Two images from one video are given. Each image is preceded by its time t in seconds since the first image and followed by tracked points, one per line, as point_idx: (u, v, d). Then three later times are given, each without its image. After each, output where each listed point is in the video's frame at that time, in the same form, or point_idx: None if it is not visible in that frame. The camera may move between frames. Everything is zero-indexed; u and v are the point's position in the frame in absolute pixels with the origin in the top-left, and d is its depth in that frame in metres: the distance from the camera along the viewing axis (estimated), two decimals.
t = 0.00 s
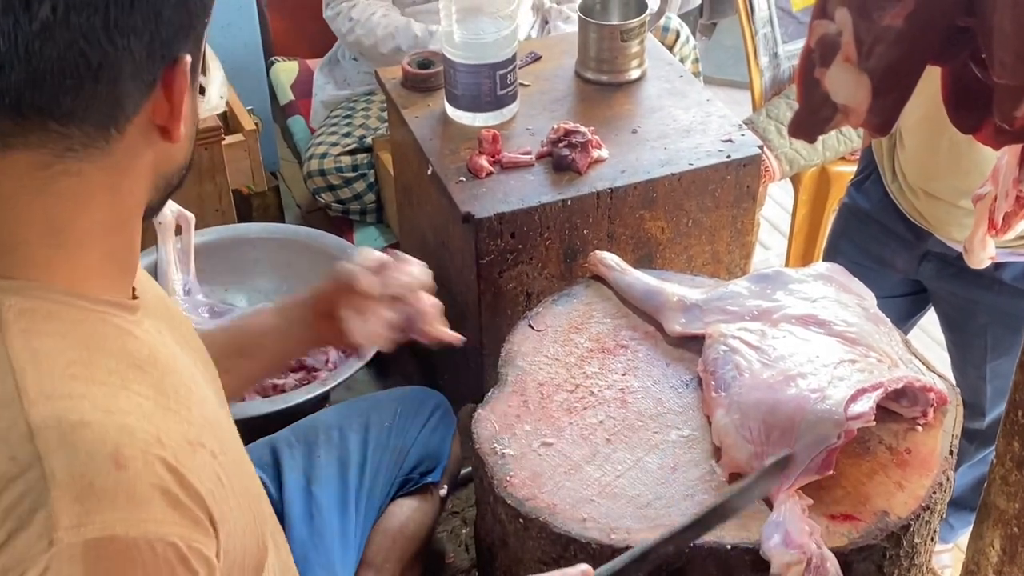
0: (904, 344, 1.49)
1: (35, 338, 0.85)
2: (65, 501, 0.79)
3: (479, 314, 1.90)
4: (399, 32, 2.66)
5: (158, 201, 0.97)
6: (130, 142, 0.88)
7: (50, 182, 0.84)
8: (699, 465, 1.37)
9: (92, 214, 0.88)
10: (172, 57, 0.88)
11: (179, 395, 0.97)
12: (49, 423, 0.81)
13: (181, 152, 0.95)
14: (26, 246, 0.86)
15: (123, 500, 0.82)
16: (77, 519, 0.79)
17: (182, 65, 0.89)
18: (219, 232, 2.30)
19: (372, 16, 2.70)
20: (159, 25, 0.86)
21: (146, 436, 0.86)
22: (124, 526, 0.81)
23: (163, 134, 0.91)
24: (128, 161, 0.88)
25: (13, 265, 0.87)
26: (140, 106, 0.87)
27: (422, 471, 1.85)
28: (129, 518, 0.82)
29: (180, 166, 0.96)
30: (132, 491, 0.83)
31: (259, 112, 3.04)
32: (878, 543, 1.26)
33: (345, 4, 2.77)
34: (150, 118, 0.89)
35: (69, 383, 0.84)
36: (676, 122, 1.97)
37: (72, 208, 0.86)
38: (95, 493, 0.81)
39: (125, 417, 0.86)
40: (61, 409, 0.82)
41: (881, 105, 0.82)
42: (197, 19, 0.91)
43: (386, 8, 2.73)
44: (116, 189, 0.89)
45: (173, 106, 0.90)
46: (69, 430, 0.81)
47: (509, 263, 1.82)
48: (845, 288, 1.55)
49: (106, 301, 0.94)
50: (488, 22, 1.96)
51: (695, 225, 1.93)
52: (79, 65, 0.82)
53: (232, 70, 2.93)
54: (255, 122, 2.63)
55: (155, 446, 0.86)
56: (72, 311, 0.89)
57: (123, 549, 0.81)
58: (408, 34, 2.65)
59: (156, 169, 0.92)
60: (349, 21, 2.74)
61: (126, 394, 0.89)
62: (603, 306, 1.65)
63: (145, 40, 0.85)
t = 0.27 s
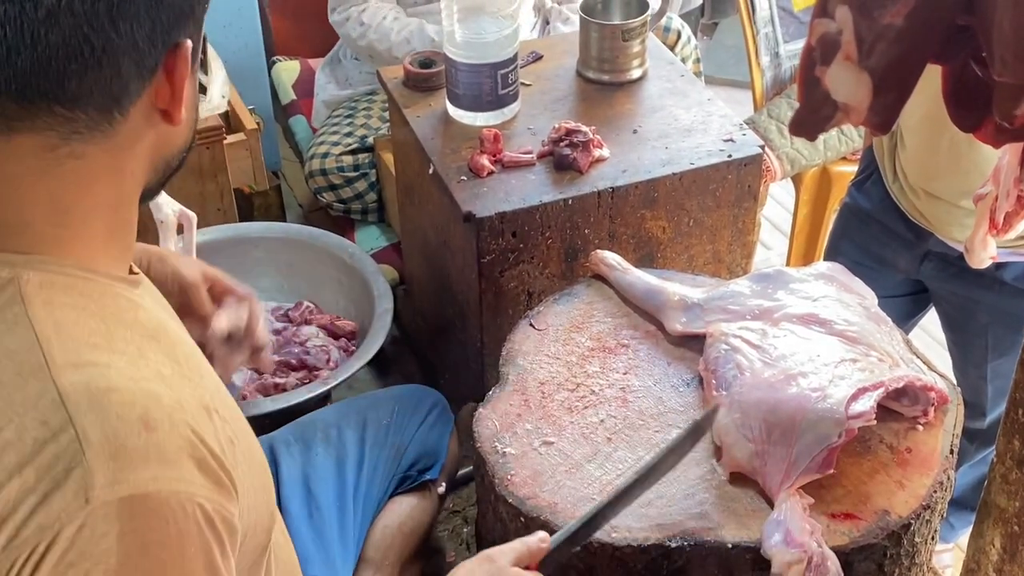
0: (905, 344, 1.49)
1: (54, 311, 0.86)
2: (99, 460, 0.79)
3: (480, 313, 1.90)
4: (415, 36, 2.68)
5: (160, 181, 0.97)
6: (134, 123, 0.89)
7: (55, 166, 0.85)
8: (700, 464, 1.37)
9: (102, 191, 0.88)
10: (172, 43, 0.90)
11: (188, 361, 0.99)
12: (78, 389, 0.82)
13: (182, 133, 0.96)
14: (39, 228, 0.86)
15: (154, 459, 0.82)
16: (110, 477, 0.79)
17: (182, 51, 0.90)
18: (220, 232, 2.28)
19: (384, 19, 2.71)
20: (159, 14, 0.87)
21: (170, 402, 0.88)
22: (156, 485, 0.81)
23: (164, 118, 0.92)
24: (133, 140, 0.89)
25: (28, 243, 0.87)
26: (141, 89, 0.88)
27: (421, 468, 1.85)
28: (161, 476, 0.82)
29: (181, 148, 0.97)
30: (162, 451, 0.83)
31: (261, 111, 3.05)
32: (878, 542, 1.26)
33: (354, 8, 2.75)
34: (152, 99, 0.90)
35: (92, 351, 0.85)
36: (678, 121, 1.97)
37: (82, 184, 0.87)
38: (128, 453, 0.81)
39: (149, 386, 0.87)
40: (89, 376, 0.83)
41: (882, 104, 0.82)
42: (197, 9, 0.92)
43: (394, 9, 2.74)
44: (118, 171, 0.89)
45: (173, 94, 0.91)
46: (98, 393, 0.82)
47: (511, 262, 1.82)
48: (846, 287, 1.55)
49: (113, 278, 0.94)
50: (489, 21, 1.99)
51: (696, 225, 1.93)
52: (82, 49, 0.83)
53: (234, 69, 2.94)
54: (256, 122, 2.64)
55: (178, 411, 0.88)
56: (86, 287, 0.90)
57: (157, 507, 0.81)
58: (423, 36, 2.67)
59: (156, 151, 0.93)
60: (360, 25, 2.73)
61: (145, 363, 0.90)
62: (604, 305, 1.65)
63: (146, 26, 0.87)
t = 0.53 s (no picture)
0: (907, 343, 1.49)
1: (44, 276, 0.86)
2: (84, 417, 0.80)
3: (483, 312, 1.90)
4: (412, 36, 2.67)
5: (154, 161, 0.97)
6: (123, 100, 0.88)
7: (43, 139, 0.85)
8: (702, 461, 1.37)
9: (89, 163, 0.88)
10: (160, 22, 0.89)
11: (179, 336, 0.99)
12: (66, 349, 0.82)
13: (175, 111, 0.95)
14: (32, 198, 0.87)
15: (138, 419, 0.83)
16: (95, 435, 0.80)
17: (169, 30, 0.89)
18: (222, 231, 2.29)
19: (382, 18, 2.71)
20: None
21: (157, 365, 0.88)
22: (140, 443, 0.82)
23: (154, 98, 0.91)
24: (122, 116, 0.89)
25: (19, 212, 0.87)
26: (131, 65, 0.88)
27: (423, 465, 1.86)
28: (143, 435, 0.83)
29: (174, 129, 0.96)
30: (146, 411, 0.84)
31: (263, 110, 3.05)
32: (880, 540, 1.26)
33: (354, 6, 2.76)
34: (143, 76, 0.89)
35: (79, 317, 0.86)
36: (680, 120, 1.97)
37: (70, 156, 0.87)
38: (113, 411, 0.82)
39: (136, 347, 0.88)
40: (76, 336, 0.84)
41: (885, 99, 0.82)
42: None
43: (395, 9, 2.75)
44: (106, 148, 0.89)
45: (160, 77, 0.90)
46: (86, 356, 0.83)
47: (513, 260, 1.83)
48: (848, 286, 1.55)
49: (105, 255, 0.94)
50: (492, 21, 1.99)
51: (698, 224, 1.93)
52: (65, 26, 0.82)
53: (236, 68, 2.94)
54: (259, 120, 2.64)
55: (165, 376, 0.88)
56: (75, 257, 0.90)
57: (140, 468, 0.82)
58: (421, 36, 2.66)
59: (145, 131, 0.92)
60: (358, 23, 2.75)
61: (136, 332, 0.90)
62: (606, 304, 1.65)
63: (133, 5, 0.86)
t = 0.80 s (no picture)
0: (909, 342, 1.49)
1: (27, 258, 0.87)
2: (51, 393, 0.81)
3: (483, 311, 1.90)
4: (415, 36, 2.67)
5: (152, 155, 0.97)
6: (111, 100, 0.89)
7: (32, 134, 0.86)
8: (703, 461, 1.37)
9: (77, 158, 0.89)
10: (151, 26, 0.89)
11: (166, 323, 1.00)
12: (38, 325, 0.83)
13: (172, 109, 0.96)
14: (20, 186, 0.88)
15: (108, 396, 0.83)
16: (63, 411, 0.81)
17: (161, 34, 0.89)
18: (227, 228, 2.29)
19: (387, 18, 2.71)
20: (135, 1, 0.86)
21: (130, 346, 0.89)
22: (107, 419, 0.82)
23: (145, 99, 0.92)
24: (113, 115, 0.90)
25: (5, 199, 0.88)
26: (119, 67, 0.88)
27: (427, 465, 1.85)
28: (113, 412, 0.83)
29: (170, 125, 0.96)
30: (116, 389, 0.84)
31: (263, 110, 3.05)
32: (882, 539, 1.26)
33: (357, 6, 2.76)
34: (134, 77, 0.90)
35: (52, 298, 0.86)
36: (681, 119, 1.97)
37: (58, 151, 0.88)
38: (81, 387, 0.82)
39: (107, 327, 0.88)
40: (50, 315, 0.84)
41: (887, 98, 0.82)
42: None
43: (396, 9, 2.75)
44: (96, 144, 0.90)
45: (152, 78, 0.90)
46: (57, 333, 0.84)
47: (514, 260, 1.83)
48: (849, 285, 1.55)
49: (96, 240, 0.94)
50: (493, 20, 1.99)
51: (699, 223, 1.93)
52: (48, 25, 0.83)
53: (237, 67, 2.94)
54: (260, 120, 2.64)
55: (137, 355, 0.89)
56: (60, 242, 0.90)
57: (106, 443, 0.82)
58: (423, 37, 2.66)
59: (138, 128, 0.93)
60: (361, 23, 2.74)
61: (110, 312, 0.91)
62: (608, 303, 1.65)
63: (121, 11, 0.86)
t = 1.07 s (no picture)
0: (910, 341, 1.49)
1: (28, 263, 0.87)
2: (51, 398, 0.81)
3: (484, 311, 1.90)
4: (404, 34, 2.66)
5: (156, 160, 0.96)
6: (119, 105, 0.88)
7: (36, 136, 0.85)
8: (704, 460, 1.37)
9: (79, 160, 0.88)
10: (160, 32, 0.87)
11: (169, 322, 1.00)
12: (38, 329, 0.84)
13: (178, 113, 0.94)
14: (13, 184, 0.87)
15: (107, 401, 0.84)
16: (63, 416, 0.81)
17: (171, 40, 0.88)
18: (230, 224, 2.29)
19: (377, 15, 2.70)
20: (145, 7, 0.85)
21: (130, 350, 0.89)
22: (107, 425, 0.83)
23: (151, 104, 0.90)
24: (122, 122, 0.89)
25: (5, 199, 0.87)
26: (128, 72, 0.87)
27: (427, 464, 1.86)
28: (112, 418, 0.83)
29: (176, 129, 0.96)
30: (115, 394, 0.85)
31: (264, 109, 3.05)
32: (883, 538, 1.26)
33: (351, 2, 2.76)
34: (140, 85, 0.89)
35: (50, 300, 0.86)
36: (681, 119, 1.97)
37: (63, 155, 0.87)
38: (80, 392, 0.83)
39: (108, 330, 0.89)
40: (51, 318, 0.85)
41: (888, 96, 0.82)
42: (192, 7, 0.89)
43: (390, 7, 2.74)
44: (100, 148, 0.89)
45: (161, 84, 0.89)
46: (57, 337, 0.84)
47: (515, 259, 1.83)
48: (850, 284, 1.55)
49: (96, 247, 0.94)
50: (494, 19, 1.99)
51: (699, 222, 1.93)
52: (57, 28, 0.81)
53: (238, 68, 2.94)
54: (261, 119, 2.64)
55: (137, 359, 0.89)
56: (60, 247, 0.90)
57: (106, 448, 0.82)
58: (412, 36, 2.65)
59: (145, 130, 0.92)
60: (353, 19, 2.74)
61: (110, 314, 0.91)
62: (608, 302, 1.65)
63: (129, 17, 0.84)
